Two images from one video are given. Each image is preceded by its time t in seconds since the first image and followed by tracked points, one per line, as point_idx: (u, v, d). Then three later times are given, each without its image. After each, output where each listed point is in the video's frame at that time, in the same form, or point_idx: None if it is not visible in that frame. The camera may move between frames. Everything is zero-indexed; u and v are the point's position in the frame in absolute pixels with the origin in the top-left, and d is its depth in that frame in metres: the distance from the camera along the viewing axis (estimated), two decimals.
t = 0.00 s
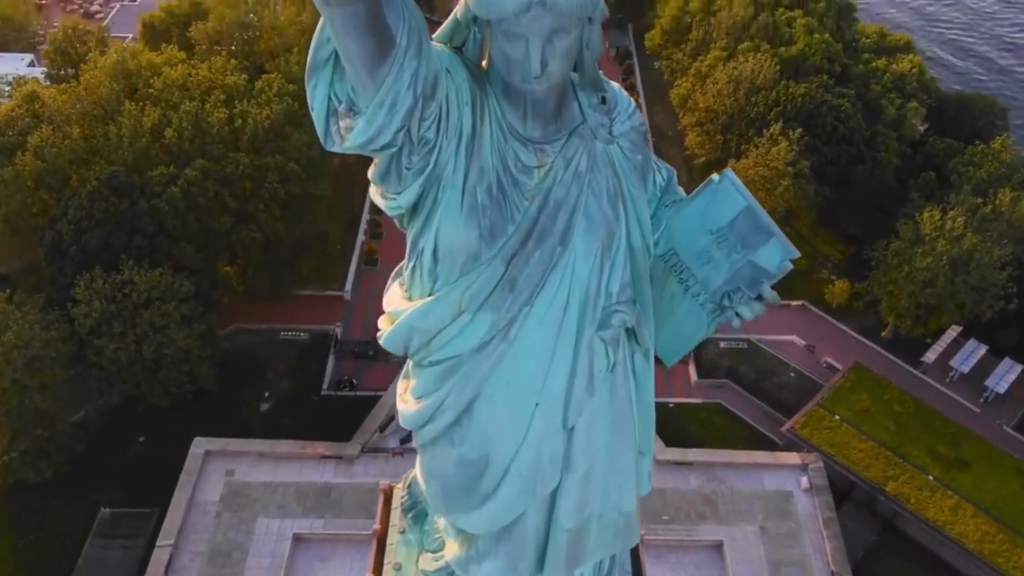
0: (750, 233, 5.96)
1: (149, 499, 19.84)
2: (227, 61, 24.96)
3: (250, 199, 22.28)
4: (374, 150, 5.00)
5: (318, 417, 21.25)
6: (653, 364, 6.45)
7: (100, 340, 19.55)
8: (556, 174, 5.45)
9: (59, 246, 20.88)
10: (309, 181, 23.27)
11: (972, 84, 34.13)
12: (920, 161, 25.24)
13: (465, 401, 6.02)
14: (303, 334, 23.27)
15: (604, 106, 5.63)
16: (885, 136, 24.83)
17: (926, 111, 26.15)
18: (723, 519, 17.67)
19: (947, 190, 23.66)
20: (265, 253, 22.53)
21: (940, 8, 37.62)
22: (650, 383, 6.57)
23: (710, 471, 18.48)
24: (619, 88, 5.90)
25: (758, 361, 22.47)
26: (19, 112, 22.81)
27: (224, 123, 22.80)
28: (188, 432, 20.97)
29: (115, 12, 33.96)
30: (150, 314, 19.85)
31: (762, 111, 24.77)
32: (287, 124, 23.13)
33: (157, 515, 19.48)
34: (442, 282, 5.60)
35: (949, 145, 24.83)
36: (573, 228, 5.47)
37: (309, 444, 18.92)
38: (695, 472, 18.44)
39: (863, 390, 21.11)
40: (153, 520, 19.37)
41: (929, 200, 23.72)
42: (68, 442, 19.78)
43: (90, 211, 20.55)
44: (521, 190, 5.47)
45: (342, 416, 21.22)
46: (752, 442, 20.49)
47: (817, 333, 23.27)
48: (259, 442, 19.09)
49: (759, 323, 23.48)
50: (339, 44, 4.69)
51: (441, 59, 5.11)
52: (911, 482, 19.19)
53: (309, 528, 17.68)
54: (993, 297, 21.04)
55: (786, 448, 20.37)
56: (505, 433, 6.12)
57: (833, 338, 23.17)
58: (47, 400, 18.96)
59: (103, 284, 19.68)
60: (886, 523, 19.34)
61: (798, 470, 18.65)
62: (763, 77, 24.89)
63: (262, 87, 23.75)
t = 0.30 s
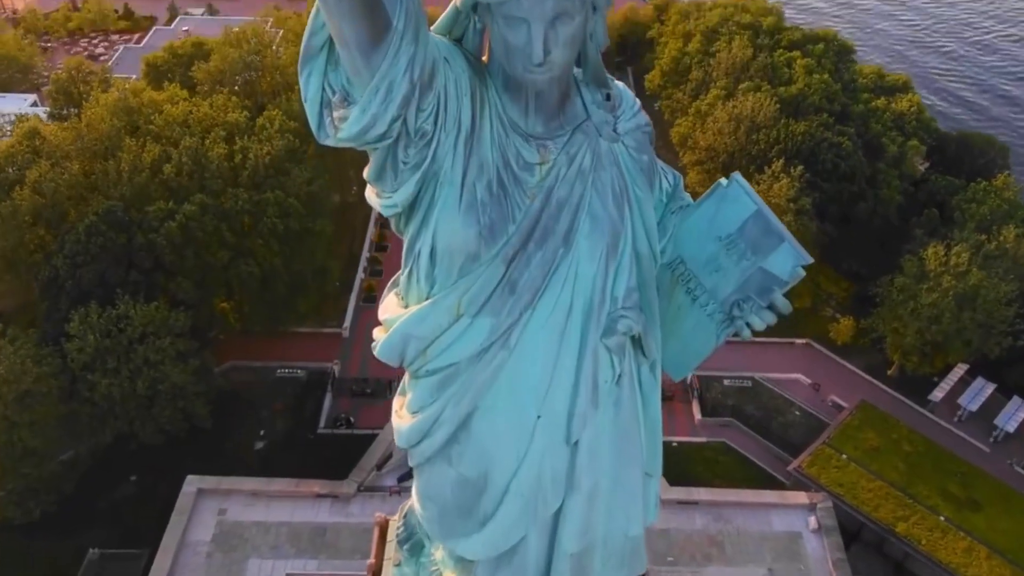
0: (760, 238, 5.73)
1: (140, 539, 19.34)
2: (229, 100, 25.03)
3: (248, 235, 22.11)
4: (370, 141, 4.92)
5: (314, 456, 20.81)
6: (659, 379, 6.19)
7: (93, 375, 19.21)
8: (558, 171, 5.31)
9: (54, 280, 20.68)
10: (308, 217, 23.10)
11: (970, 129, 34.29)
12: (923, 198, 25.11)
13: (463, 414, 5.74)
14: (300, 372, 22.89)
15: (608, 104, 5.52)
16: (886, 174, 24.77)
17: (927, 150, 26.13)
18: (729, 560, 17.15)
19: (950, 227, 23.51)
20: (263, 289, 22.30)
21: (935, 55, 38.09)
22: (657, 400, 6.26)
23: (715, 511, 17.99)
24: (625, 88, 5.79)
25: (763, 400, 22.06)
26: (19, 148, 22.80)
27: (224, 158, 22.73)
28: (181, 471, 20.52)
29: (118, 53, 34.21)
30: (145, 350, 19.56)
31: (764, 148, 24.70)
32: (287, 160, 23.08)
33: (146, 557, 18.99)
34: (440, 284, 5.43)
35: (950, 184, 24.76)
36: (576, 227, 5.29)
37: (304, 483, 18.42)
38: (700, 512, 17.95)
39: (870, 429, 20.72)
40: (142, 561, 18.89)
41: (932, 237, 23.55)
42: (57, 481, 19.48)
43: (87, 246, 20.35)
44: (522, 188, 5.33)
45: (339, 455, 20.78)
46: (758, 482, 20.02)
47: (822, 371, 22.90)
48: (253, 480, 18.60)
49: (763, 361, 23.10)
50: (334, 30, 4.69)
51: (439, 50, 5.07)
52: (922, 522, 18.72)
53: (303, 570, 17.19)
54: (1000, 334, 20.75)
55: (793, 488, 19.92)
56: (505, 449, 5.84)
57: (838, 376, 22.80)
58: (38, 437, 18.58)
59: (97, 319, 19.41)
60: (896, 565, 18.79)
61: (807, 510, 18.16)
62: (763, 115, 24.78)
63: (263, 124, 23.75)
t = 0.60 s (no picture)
0: (771, 239, 5.53)
1: None
2: (230, 137, 25.09)
3: (247, 270, 21.93)
4: (366, 125, 4.75)
5: (310, 495, 20.35)
6: (667, 390, 5.91)
7: (85, 410, 18.83)
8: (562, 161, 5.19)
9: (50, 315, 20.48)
10: (308, 253, 22.94)
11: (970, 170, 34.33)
12: (926, 236, 24.93)
13: (462, 423, 5.45)
14: (297, 410, 22.51)
15: (614, 96, 5.46)
16: (888, 211, 24.68)
17: (929, 187, 26.08)
18: None
19: (955, 264, 23.33)
20: (261, 324, 22.09)
21: (933, 99, 38.42)
22: (665, 411, 5.98)
23: (722, 551, 17.46)
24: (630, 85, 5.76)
25: (768, 438, 21.64)
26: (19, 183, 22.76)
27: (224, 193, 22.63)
28: (174, 509, 20.04)
29: (122, 93, 34.44)
30: (139, 385, 19.24)
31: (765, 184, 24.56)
32: (287, 196, 23.03)
33: None
34: (438, 282, 5.23)
35: (953, 221, 24.64)
36: (581, 222, 5.14)
37: (299, 521, 17.94)
38: (706, 552, 17.42)
39: (879, 467, 20.31)
40: None
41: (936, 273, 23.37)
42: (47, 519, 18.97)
43: (84, 279, 20.22)
44: (525, 179, 5.21)
45: (335, 494, 20.31)
46: (765, 523, 19.53)
47: (828, 410, 22.51)
48: (246, 519, 18.12)
49: (768, 399, 22.70)
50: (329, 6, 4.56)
51: (439, 33, 4.98)
52: (934, 563, 18.21)
53: None
54: (1009, 370, 20.43)
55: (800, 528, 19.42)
56: (505, 460, 5.54)
57: (845, 415, 22.40)
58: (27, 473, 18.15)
59: (92, 353, 19.13)
60: None
61: (815, 550, 17.71)
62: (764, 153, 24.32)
63: (263, 160, 23.76)
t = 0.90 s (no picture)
0: (783, 239, 5.32)
1: None
2: (231, 171, 25.09)
3: (245, 303, 21.73)
4: (361, 106, 4.63)
5: (306, 533, 19.87)
6: (674, 397, 5.69)
7: (77, 444, 18.46)
8: (564, 149, 5.07)
9: (45, 348, 20.25)
10: (308, 286, 22.71)
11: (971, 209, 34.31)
12: (930, 271, 24.73)
13: (459, 427, 5.17)
14: (294, 446, 22.11)
15: (618, 85, 5.35)
16: (891, 246, 24.53)
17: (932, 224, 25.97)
18: None
19: (960, 299, 23.10)
20: (258, 358, 21.84)
21: (930, 143, 38.74)
22: (673, 420, 5.73)
23: None
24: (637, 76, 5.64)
25: (774, 476, 21.17)
26: (18, 216, 22.70)
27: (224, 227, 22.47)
28: (166, 548, 19.55)
29: (125, 132, 34.62)
30: (133, 419, 18.93)
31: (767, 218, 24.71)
32: (286, 230, 22.92)
33: None
34: (436, 277, 5.04)
35: (958, 256, 24.45)
36: (586, 213, 5.01)
37: (293, 559, 17.51)
38: None
39: (887, 505, 19.88)
40: None
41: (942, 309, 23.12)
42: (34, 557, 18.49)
43: (80, 311, 20.04)
44: (527, 168, 5.07)
45: (332, 532, 19.83)
46: (772, 562, 19.01)
47: (834, 448, 22.07)
48: (240, 556, 17.65)
49: (773, 436, 22.28)
50: None
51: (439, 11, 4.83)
52: None
53: None
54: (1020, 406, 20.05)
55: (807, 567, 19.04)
56: (504, 469, 5.27)
57: (851, 452, 21.99)
58: (16, 508, 17.74)
59: (86, 386, 18.90)
60: None
61: None
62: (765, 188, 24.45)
63: (264, 194, 23.73)
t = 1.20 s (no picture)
0: (793, 236, 5.91)
1: None
2: (231, 207, 25.05)
3: (243, 337, 21.53)
4: (356, 80, 5.39)
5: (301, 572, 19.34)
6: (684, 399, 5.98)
7: (68, 479, 18.07)
8: (566, 134, 5.73)
9: (39, 382, 19.94)
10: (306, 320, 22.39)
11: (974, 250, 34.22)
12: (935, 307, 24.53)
13: (461, 424, 5.58)
14: (290, 484, 21.63)
15: (622, 71, 6.05)
16: (894, 282, 24.39)
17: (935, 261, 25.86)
18: None
19: (966, 335, 22.89)
20: (255, 393, 21.54)
21: (930, 187, 38.97)
22: (682, 423, 6.02)
23: None
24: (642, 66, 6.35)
25: (782, 514, 20.64)
26: (17, 249, 22.57)
27: (224, 261, 22.38)
28: None
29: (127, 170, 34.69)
30: (126, 454, 18.56)
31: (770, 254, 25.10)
32: (286, 264, 22.80)
33: None
34: (435, 264, 5.63)
35: (963, 292, 24.26)
36: (591, 198, 5.65)
37: None
38: None
39: (897, 544, 19.40)
40: None
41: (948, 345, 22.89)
42: None
43: (76, 345, 19.81)
44: (532, 153, 5.73)
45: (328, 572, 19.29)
46: None
47: (842, 486, 21.61)
48: None
49: (779, 474, 21.82)
50: None
51: None
52: None
53: None
54: None
55: None
56: (509, 468, 5.58)
57: (859, 490, 21.53)
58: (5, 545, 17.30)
59: (80, 419, 18.57)
60: None
61: None
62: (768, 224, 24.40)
63: (264, 228, 23.67)
